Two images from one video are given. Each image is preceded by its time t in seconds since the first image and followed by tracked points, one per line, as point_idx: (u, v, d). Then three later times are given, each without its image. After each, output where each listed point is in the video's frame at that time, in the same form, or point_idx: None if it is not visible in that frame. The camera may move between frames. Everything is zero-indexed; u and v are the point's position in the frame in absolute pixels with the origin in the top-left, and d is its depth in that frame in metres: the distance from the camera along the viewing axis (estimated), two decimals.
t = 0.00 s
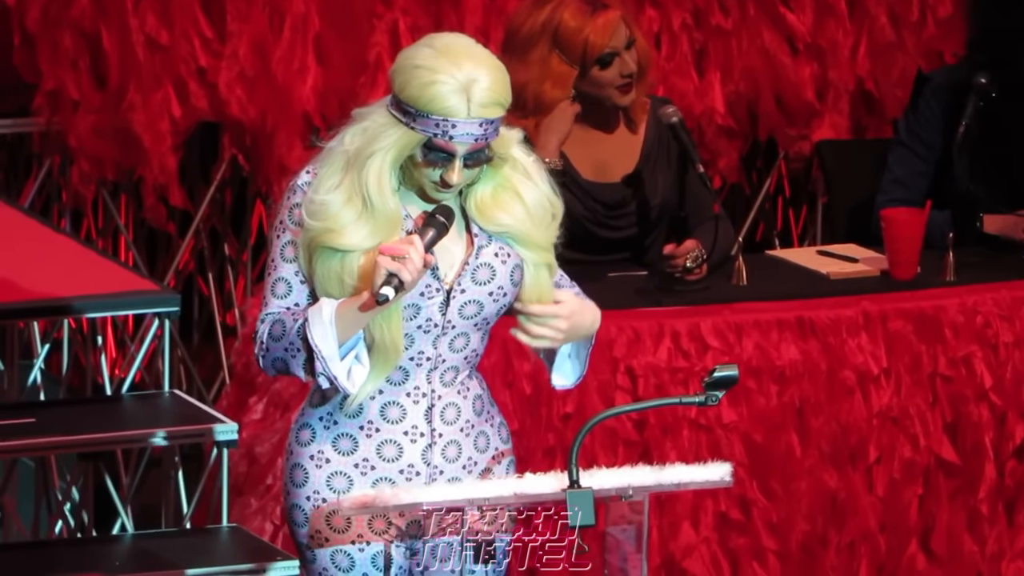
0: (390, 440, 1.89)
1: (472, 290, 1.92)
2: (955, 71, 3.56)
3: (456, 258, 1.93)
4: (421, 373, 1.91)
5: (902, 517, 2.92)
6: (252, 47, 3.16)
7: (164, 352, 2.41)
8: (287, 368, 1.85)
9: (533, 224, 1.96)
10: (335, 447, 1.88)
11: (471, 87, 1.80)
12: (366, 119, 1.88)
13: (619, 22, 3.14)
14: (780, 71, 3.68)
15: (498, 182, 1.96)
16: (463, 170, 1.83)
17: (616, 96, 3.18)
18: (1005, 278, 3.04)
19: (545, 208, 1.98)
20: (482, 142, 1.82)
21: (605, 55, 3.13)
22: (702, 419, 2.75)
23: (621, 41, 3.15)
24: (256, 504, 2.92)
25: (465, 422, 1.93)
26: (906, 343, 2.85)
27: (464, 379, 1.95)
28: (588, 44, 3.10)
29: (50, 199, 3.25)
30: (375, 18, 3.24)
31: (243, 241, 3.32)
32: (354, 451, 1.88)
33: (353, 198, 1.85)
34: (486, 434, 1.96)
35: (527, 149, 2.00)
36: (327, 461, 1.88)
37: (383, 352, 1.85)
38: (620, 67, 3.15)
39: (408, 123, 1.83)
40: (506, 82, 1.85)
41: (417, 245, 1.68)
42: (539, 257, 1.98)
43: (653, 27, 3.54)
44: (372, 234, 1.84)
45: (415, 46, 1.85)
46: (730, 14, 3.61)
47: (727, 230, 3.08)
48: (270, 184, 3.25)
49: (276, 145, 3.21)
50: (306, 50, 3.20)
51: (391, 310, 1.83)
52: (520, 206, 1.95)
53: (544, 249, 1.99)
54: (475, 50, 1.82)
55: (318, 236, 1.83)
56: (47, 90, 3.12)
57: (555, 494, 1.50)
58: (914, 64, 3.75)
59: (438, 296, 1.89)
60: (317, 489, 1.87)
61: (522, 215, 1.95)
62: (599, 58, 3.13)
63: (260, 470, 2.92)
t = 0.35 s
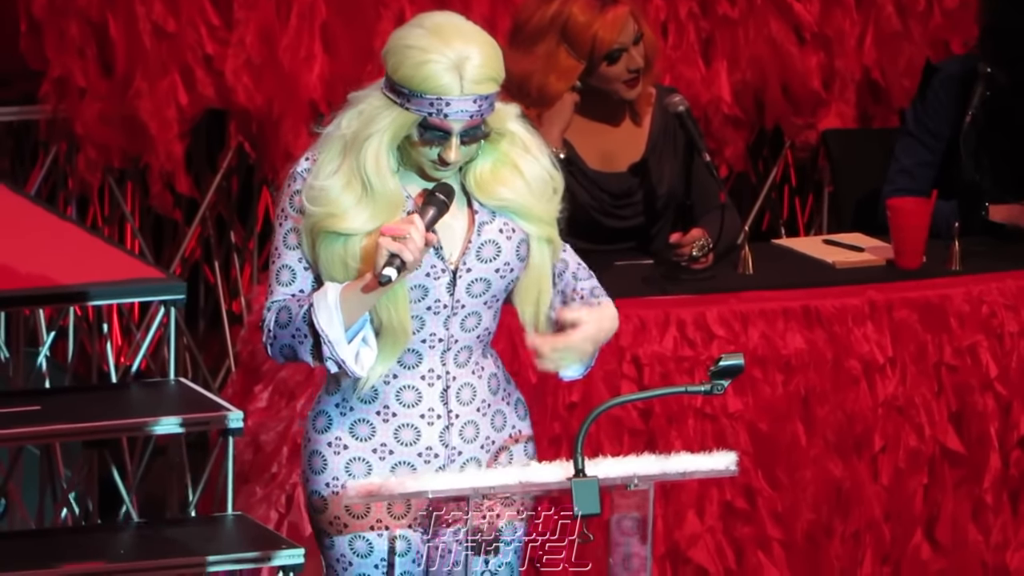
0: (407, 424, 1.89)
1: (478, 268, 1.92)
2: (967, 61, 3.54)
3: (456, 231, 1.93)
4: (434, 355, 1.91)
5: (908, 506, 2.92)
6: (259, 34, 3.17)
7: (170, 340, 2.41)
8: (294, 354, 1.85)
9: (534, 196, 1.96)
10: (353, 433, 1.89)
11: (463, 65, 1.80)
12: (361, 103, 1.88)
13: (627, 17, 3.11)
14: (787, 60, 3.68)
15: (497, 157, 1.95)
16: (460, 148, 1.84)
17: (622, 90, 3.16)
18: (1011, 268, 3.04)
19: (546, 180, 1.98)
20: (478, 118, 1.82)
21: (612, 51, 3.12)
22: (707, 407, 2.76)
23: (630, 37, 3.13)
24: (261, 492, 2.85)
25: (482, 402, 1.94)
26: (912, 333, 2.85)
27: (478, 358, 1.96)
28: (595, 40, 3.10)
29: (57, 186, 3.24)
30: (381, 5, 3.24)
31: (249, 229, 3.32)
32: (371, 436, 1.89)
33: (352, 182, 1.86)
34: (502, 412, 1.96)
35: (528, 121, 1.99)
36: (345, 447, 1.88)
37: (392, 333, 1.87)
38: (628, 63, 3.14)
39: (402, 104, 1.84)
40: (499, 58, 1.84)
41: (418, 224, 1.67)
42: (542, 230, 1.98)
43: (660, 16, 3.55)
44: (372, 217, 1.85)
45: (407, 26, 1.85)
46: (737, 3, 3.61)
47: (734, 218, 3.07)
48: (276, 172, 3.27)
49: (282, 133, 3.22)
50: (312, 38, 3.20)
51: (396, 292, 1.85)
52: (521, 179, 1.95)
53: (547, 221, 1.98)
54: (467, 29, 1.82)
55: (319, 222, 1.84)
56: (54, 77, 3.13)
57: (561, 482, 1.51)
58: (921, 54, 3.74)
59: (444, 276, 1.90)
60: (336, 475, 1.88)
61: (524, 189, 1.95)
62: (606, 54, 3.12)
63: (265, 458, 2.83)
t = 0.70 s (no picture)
0: (422, 419, 1.90)
1: (490, 267, 1.92)
2: (967, 58, 3.55)
3: (465, 224, 1.92)
4: (447, 352, 1.91)
5: (907, 503, 2.92)
6: (259, 30, 3.16)
7: (169, 335, 2.40)
8: (308, 346, 1.85)
9: (548, 193, 1.96)
10: (368, 428, 1.90)
11: (471, 55, 1.82)
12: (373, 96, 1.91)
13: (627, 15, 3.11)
14: (787, 57, 3.67)
15: (512, 152, 1.96)
16: (471, 140, 1.84)
17: (622, 88, 3.16)
18: (1011, 265, 3.04)
19: (561, 178, 1.98)
20: (487, 109, 1.84)
21: (612, 50, 3.12)
22: (707, 404, 2.75)
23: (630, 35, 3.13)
24: (260, 487, 2.78)
25: (497, 398, 1.93)
26: (912, 330, 2.85)
27: (495, 354, 1.95)
28: (595, 40, 3.09)
29: (56, 181, 3.26)
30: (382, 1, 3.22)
31: (249, 225, 3.32)
32: (387, 432, 1.90)
33: (364, 174, 1.88)
34: (519, 407, 1.96)
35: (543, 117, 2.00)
36: (362, 441, 1.89)
37: (402, 328, 1.87)
38: (627, 61, 3.14)
39: (412, 95, 1.86)
40: (510, 51, 1.87)
41: (420, 213, 1.68)
42: (556, 228, 1.97)
43: (660, 13, 3.55)
44: (383, 207, 1.87)
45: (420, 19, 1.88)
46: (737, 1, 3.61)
47: (733, 215, 3.09)
48: (276, 168, 3.26)
49: (282, 129, 3.21)
50: (312, 34, 3.19)
51: (404, 282, 1.85)
52: (534, 175, 1.95)
53: (561, 219, 1.98)
54: (475, 20, 1.84)
55: (331, 212, 1.86)
56: (53, 73, 3.13)
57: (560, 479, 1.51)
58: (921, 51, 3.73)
59: (455, 274, 1.90)
60: (353, 469, 1.89)
61: (538, 185, 1.95)
62: (606, 53, 3.12)
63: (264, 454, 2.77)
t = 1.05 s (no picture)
0: (416, 405, 1.89)
1: (492, 258, 1.92)
2: (963, 51, 3.56)
3: (465, 190, 1.93)
4: (444, 340, 1.91)
5: (902, 496, 2.91)
6: (255, 21, 3.15)
7: (165, 326, 2.41)
8: (315, 319, 1.82)
9: (555, 184, 1.96)
10: (363, 411, 1.90)
11: (470, 4, 1.84)
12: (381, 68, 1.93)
13: (623, 8, 3.13)
14: (782, 48, 3.68)
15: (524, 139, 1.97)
16: (471, 92, 1.83)
17: (618, 80, 3.18)
18: (1006, 258, 3.04)
19: (570, 172, 1.99)
20: (485, 58, 1.84)
21: (608, 42, 3.14)
22: (702, 396, 2.75)
23: (626, 28, 3.14)
24: (255, 479, 2.78)
25: (493, 387, 1.93)
26: (907, 322, 2.85)
27: (492, 345, 1.95)
28: (591, 33, 3.11)
29: (53, 171, 3.26)
30: None
31: (245, 216, 3.32)
32: (381, 416, 1.90)
33: (374, 141, 1.89)
34: (516, 398, 1.95)
35: (551, 103, 2.00)
36: (356, 424, 1.89)
37: (403, 304, 1.87)
38: (623, 54, 3.16)
39: (415, 56, 1.87)
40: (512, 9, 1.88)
41: (415, 169, 1.64)
42: (560, 224, 1.97)
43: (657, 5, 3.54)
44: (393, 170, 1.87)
45: None
46: None
47: (729, 208, 3.07)
48: (272, 159, 3.26)
49: (278, 120, 3.21)
50: (309, 25, 3.17)
51: (410, 259, 1.85)
52: (544, 165, 1.96)
53: (565, 216, 1.98)
54: None
55: (341, 181, 1.86)
56: (50, 63, 3.12)
57: (555, 472, 1.51)
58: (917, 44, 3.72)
59: (455, 262, 1.90)
60: (347, 450, 1.89)
61: (546, 174, 1.96)
62: (602, 46, 3.14)
63: (259, 445, 2.77)
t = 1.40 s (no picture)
0: (425, 394, 1.89)
1: (494, 245, 1.92)
2: (965, 39, 3.54)
3: (457, 166, 1.93)
4: (450, 328, 1.91)
5: (905, 486, 2.91)
6: (257, 11, 3.15)
7: (168, 315, 2.41)
8: (323, 306, 1.82)
9: (552, 163, 1.97)
10: (372, 402, 1.89)
11: None
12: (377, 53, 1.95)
13: None
14: (785, 39, 3.67)
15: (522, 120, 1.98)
16: (463, 58, 1.85)
17: (618, 69, 3.19)
18: (1008, 248, 3.04)
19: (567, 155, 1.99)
20: (476, 23, 1.86)
21: (608, 32, 3.15)
22: (705, 385, 2.76)
23: (626, 16, 3.15)
24: (258, 468, 2.79)
25: (501, 374, 1.93)
26: (909, 311, 2.86)
27: (498, 332, 1.95)
28: (591, 22, 3.13)
29: (55, 160, 3.25)
30: None
31: (247, 205, 3.32)
32: (390, 406, 1.89)
33: (373, 122, 1.90)
34: (524, 385, 1.95)
35: (544, 89, 2.01)
36: (366, 416, 1.89)
37: (407, 286, 1.86)
38: (624, 43, 3.17)
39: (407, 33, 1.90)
40: None
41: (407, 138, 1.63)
42: (557, 206, 1.98)
43: None
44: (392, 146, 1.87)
45: None
46: None
47: (731, 197, 3.06)
48: (274, 148, 3.25)
49: (280, 110, 3.21)
50: (312, 14, 3.17)
51: (407, 234, 1.85)
52: (541, 144, 1.97)
53: (562, 198, 1.98)
54: None
55: (341, 162, 1.86)
56: (52, 52, 3.13)
57: (558, 460, 1.51)
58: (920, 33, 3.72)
59: (458, 249, 1.90)
60: (358, 442, 1.88)
61: (544, 152, 1.96)
62: (602, 35, 3.15)
63: (262, 434, 2.79)
